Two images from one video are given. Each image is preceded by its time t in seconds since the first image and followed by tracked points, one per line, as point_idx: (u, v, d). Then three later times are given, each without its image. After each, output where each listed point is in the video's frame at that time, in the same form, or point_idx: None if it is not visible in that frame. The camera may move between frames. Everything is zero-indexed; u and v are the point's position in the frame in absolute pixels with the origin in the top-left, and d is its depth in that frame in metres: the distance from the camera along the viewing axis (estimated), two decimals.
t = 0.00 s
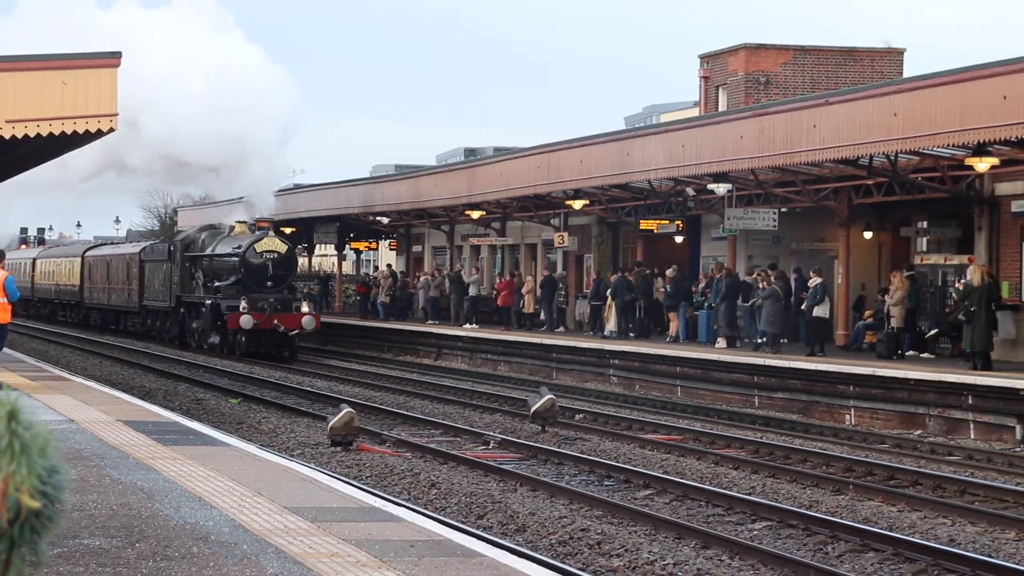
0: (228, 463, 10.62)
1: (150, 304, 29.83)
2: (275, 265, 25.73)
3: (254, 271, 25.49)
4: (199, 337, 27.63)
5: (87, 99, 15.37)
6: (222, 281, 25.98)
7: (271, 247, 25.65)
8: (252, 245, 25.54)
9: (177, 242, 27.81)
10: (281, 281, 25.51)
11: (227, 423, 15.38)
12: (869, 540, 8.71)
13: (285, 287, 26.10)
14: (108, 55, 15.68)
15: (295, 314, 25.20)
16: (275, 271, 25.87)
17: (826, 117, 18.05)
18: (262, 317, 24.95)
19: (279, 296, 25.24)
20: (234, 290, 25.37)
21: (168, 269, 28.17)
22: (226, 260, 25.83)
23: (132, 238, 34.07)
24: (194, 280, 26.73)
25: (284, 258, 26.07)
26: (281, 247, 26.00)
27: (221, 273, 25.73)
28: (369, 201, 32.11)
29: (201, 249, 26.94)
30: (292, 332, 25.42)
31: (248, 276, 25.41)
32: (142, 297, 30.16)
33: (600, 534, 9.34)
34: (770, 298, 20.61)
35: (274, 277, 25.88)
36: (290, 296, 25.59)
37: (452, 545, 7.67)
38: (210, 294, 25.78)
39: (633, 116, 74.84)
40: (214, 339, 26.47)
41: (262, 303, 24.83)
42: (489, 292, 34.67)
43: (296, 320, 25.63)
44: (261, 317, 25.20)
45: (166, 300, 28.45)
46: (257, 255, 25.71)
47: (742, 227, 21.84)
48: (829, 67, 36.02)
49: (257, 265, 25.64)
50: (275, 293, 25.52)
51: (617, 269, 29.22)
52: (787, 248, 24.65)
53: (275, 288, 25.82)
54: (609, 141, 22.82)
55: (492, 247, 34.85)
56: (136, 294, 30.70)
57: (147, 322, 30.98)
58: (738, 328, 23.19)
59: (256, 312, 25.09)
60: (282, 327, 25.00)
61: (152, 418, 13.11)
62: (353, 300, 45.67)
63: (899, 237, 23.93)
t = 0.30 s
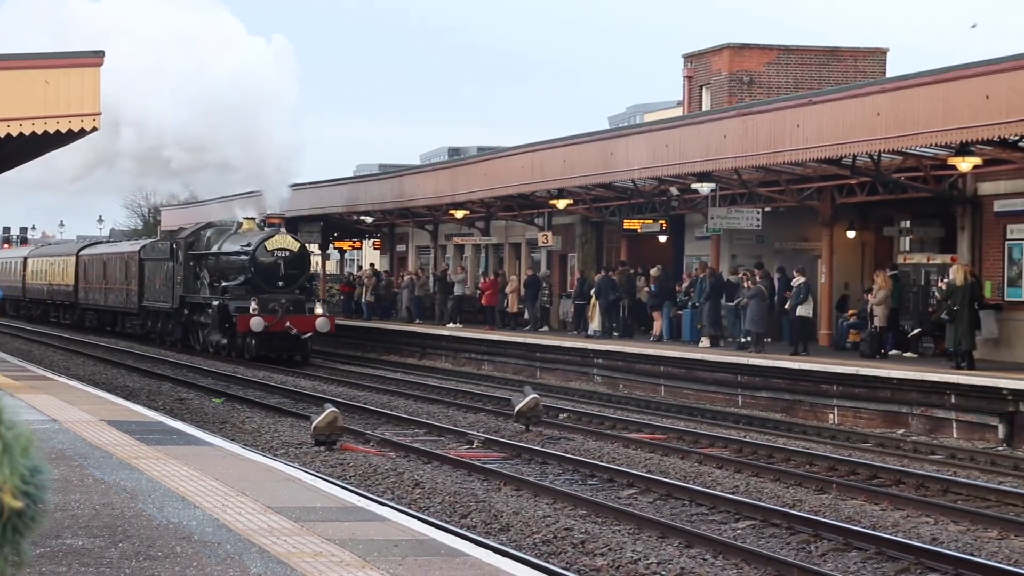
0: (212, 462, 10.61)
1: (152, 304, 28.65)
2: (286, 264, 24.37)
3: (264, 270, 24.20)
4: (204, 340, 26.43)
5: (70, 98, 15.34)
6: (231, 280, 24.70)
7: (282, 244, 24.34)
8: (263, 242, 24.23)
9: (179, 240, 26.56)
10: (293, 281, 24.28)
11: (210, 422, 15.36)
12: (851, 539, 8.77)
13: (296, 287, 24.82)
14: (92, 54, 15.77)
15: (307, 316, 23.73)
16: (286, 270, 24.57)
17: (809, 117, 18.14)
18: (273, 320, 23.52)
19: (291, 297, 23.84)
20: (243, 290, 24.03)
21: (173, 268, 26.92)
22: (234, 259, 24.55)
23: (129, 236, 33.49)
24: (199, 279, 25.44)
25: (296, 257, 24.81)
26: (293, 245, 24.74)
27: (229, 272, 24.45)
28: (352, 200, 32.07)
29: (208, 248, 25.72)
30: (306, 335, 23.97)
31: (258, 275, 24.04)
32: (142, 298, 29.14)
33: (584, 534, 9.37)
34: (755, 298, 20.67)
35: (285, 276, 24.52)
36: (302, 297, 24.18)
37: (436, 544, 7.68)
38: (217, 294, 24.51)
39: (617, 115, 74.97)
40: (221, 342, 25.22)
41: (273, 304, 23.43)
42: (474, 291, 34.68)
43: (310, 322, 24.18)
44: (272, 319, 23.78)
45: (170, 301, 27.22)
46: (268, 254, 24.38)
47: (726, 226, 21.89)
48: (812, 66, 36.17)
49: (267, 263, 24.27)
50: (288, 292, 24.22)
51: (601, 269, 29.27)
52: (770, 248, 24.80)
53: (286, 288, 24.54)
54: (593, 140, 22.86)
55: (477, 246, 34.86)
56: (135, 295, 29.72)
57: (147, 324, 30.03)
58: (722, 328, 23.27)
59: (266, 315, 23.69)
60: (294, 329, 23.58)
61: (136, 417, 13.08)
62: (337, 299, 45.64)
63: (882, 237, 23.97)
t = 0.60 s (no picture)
0: (190, 462, 10.62)
1: (152, 305, 27.30)
2: (298, 263, 22.83)
3: (275, 270, 22.69)
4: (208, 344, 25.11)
5: (48, 97, 15.25)
6: (239, 281, 23.22)
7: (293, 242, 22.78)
8: (273, 240, 22.71)
9: (183, 238, 25.24)
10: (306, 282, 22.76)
11: (189, 421, 15.34)
12: (827, 537, 8.87)
13: (310, 288, 23.31)
14: (70, 55, 15.83)
15: (323, 319, 22.32)
16: (299, 270, 23.05)
17: (785, 118, 18.27)
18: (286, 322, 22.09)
19: (304, 298, 22.35)
20: (252, 291, 22.55)
21: (175, 267, 25.60)
22: (241, 258, 23.08)
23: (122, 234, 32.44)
24: (204, 280, 24.12)
25: (309, 256, 23.27)
26: (306, 243, 23.20)
27: (237, 272, 22.99)
28: (330, 200, 32.01)
29: (213, 246, 24.32)
30: (318, 340, 22.56)
31: (267, 275, 22.53)
32: (140, 299, 27.91)
33: (562, 533, 9.43)
34: (732, 298, 20.80)
35: (297, 277, 23.01)
36: (315, 299, 22.67)
37: (414, 543, 7.73)
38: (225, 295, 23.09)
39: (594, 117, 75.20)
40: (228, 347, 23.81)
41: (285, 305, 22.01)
42: (452, 291, 34.71)
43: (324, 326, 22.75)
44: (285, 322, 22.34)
45: (172, 302, 25.85)
46: (278, 253, 22.85)
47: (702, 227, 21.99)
48: (788, 67, 36.40)
49: (278, 263, 22.74)
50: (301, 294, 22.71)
51: (578, 269, 29.36)
52: (747, 248, 24.92)
53: (299, 289, 23.04)
54: (571, 141, 22.94)
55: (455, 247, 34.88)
56: (132, 296, 28.50)
57: (143, 325, 28.81)
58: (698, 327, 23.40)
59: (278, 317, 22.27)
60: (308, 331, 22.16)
61: (114, 417, 13.05)
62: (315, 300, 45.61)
63: (857, 237, 24.23)
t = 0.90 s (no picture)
0: (170, 459, 10.73)
1: (154, 306, 26.46)
2: (312, 262, 21.82)
3: (289, 268, 21.63)
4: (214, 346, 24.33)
5: (29, 98, 15.27)
6: (251, 280, 22.25)
7: (307, 239, 21.73)
8: (286, 236, 21.65)
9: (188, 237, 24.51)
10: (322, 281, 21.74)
11: (169, 419, 15.43)
12: (799, 533, 9.08)
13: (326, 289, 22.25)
14: (52, 55, 15.91)
15: (340, 321, 21.30)
16: (314, 269, 21.99)
17: (760, 119, 18.50)
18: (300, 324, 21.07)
19: (319, 299, 21.38)
20: (265, 292, 21.55)
21: (180, 267, 24.78)
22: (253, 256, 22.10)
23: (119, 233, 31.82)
24: (213, 279, 23.36)
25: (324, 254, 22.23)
26: (321, 240, 22.16)
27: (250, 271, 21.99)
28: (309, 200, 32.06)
29: (223, 245, 23.41)
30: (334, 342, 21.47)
31: (280, 274, 21.55)
32: (141, 299, 27.22)
33: (538, 529, 9.59)
34: (706, 297, 21.02)
35: (312, 276, 22.03)
36: (330, 300, 21.71)
37: (392, 539, 7.87)
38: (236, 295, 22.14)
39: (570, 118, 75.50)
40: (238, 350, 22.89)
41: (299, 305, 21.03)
42: (430, 290, 34.83)
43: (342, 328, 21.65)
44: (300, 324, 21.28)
45: (177, 303, 25.01)
46: (292, 250, 21.78)
47: (677, 226, 22.21)
48: (763, 69, 36.72)
49: (292, 261, 21.78)
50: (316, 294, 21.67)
51: (555, 268, 29.56)
52: (721, 248, 25.15)
53: (314, 289, 22.01)
54: (547, 141, 23.12)
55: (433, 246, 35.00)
56: (132, 296, 27.80)
57: (144, 326, 28.05)
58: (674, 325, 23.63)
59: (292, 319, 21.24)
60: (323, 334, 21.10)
61: (94, 415, 13.12)
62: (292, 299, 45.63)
63: (831, 237, 24.40)
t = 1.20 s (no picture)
0: (139, 457, 10.81)
1: (146, 307, 24.93)
2: (322, 260, 20.25)
3: (297, 267, 20.11)
4: (213, 349, 22.76)
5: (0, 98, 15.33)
6: (255, 280, 20.64)
7: (315, 234, 20.15)
8: (294, 232, 20.08)
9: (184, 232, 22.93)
10: (332, 280, 20.23)
11: (138, 417, 15.48)
12: (763, 528, 9.31)
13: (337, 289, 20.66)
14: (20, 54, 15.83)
15: (351, 322, 19.84)
16: (324, 268, 20.39)
17: (724, 120, 18.79)
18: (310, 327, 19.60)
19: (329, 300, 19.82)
20: (270, 292, 20.01)
21: (176, 265, 23.20)
22: (257, 254, 20.54)
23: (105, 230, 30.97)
24: (213, 278, 21.75)
25: (334, 252, 20.64)
26: (330, 236, 20.54)
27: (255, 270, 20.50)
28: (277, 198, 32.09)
29: (222, 241, 21.83)
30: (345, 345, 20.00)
31: (287, 273, 19.97)
32: (131, 298, 25.91)
33: (505, 525, 9.78)
34: (671, 296, 21.28)
35: (321, 275, 20.39)
36: (342, 300, 20.15)
37: (360, 536, 8.02)
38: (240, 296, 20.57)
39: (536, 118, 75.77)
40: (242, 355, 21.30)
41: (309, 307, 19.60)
42: (398, 289, 34.94)
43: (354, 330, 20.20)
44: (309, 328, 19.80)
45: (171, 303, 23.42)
46: (299, 248, 20.19)
47: (643, 226, 22.45)
48: (725, 71, 37.10)
49: (299, 258, 20.21)
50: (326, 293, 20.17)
51: (522, 267, 29.76)
52: (686, 247, 25.49)
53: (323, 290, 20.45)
54: (514, 142, 23.30)
55: (401, 245, 35.10)
56: (120, 296, 26.53)
57: (135, 329, 26.73)
58: (639, 324, 23.88)
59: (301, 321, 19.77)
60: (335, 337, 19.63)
61: (62, 413, 13.16)
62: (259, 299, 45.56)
63: (794, 238, 24.58)
